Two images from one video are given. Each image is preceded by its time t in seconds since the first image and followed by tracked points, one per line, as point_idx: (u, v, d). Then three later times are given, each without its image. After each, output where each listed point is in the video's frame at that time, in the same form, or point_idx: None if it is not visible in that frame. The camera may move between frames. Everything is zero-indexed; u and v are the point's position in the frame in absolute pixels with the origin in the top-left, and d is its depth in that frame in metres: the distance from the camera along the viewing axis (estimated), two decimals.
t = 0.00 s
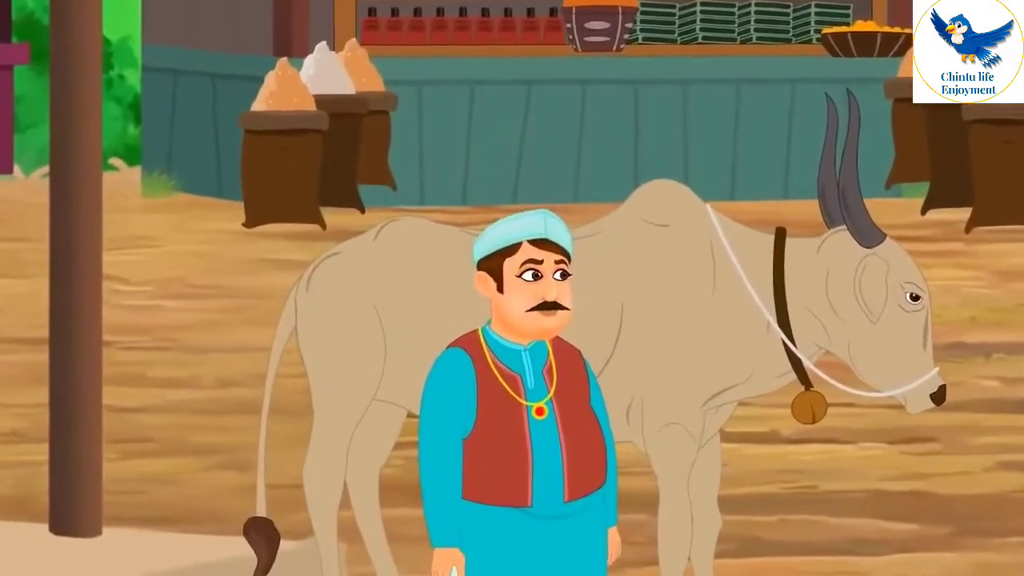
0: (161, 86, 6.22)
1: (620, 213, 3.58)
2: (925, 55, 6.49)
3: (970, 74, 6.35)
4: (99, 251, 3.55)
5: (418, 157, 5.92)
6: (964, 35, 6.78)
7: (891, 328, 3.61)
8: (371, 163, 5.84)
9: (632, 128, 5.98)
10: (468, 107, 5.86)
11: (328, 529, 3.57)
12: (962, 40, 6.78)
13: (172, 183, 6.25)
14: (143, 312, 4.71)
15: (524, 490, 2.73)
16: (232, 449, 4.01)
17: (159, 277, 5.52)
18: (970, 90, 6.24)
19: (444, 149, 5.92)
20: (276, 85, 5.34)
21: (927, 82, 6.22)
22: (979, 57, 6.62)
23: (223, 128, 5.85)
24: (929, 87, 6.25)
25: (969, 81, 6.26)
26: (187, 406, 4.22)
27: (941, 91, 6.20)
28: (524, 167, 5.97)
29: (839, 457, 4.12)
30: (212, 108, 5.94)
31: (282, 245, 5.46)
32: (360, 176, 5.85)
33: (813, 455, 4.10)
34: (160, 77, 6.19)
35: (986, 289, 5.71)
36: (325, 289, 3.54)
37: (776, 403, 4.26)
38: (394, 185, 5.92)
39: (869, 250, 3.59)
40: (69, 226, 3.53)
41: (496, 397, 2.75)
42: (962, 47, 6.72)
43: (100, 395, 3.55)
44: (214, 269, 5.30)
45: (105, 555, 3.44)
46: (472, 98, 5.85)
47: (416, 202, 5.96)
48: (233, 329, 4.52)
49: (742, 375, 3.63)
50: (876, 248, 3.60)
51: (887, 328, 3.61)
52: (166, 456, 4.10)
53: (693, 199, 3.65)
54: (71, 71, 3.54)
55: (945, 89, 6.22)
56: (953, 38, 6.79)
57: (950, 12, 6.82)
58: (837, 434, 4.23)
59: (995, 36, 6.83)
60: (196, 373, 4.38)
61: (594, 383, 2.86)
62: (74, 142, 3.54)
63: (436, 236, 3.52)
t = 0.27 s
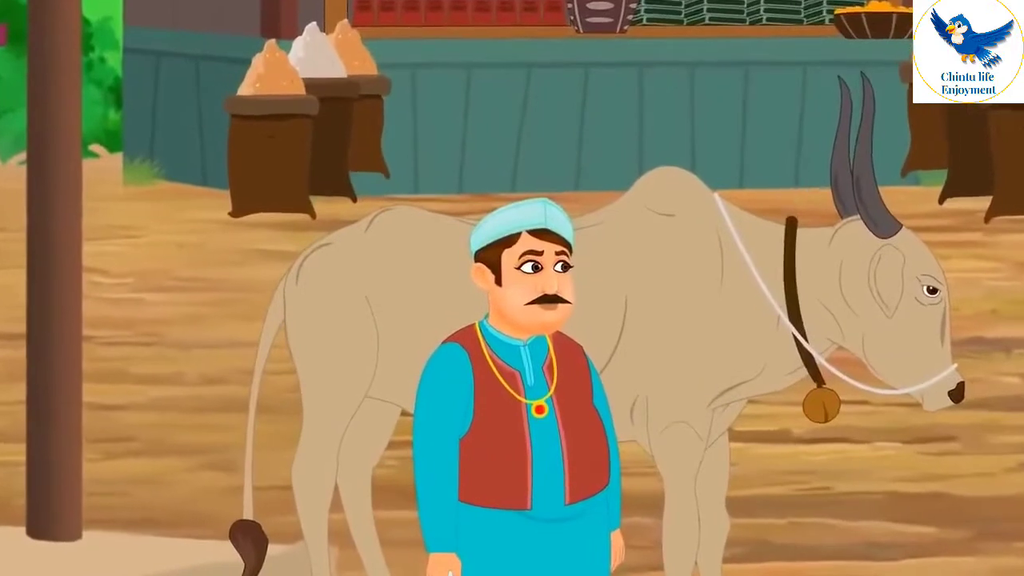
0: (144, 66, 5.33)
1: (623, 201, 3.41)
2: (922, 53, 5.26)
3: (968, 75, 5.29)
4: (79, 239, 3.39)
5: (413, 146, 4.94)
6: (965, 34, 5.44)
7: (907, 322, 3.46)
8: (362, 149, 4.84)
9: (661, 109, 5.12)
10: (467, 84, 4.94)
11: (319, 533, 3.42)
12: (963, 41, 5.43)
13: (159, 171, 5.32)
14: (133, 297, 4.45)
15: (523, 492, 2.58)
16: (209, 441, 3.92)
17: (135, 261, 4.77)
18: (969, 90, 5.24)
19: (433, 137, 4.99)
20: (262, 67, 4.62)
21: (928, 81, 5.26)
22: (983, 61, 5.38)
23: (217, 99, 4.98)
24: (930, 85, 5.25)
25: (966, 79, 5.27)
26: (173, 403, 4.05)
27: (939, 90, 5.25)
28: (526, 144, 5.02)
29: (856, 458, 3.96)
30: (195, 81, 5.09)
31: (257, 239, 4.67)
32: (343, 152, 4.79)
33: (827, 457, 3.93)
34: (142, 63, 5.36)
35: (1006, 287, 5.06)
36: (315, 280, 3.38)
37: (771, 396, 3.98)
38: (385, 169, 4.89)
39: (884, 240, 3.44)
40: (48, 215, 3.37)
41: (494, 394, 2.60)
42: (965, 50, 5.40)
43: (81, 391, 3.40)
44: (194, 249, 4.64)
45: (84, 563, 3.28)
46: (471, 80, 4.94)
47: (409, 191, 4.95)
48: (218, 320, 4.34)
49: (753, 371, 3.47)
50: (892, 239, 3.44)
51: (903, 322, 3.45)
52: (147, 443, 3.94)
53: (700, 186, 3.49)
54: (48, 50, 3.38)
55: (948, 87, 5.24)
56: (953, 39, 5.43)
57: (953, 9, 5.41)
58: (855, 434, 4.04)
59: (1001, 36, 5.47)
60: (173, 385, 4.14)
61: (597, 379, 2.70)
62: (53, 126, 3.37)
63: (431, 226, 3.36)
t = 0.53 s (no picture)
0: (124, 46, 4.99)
1: (626, 192, 3.29)
2: (923, 48, 5.18)
3: (972, 73, 5.22)
4: (61, 232, 3.27)
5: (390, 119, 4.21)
6: (967, 33, 5.35)
7: (922, 316, 3.32)
8: (356, 136, 4.62)
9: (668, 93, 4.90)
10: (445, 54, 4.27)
11: (311, 538, 3.30)
12: (963, 41, 5.35)
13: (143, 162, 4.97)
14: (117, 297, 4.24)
15: (522, 493, 2.46)
16: (199, 439, 3.70)
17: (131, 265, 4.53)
18: (974, 86, 5.16)
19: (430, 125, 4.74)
20: (250, 51, 4.36)
21: (928, 79, 5.11)
22: (985, 60, 5.31)
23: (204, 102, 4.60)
24: (932, 84, 5.12)
25: (968, 79, 5.19)
26: (159, 401, 3.90)
27: (942, 89, 5.10)
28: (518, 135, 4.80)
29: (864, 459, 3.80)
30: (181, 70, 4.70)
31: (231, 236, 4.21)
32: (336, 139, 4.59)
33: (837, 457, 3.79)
34: (128, 49, 4.94)
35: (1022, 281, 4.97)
36: (307, 274, 3.25)
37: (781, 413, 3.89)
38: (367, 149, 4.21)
39: (897, 233, 3.31)
40: (29, 207, 3.25)
41: (491, 392, 2.48)
42: (968, 49, 5.31)
43: (62, 390, 3.27)
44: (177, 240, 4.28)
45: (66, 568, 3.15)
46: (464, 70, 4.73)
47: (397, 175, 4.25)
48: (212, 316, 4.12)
49: (760, 368, 3.34)
50: (905, 231, 3.31)
51: (917, 317, 3.32)
52: (132, 446, 3.73)
53: (705, 176, 3.37)
54: (30, 38, 3.25)
55: (949, 87, 5.12)
56: (956, 38, 5.33)
57: (953, 9, 5.30)
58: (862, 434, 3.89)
59: (1002, 37, 5.39)
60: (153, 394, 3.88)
61: (599, 376, 2.58)
62: (33, 115, 3.25)
63: (427, 217, 3.24)
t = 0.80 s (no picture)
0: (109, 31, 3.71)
1: (629, 182, 3.16)
2: (920, 50, 4.02)
3: (969, 76, 4.05)
4: (37, 223, 3.13)
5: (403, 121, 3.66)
6: (966, 34, 4.06)
7: (938, 311, 3.18)
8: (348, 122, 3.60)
9: (725, 68, 3.80)
10: (465, 61, 3.67)
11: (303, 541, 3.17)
12: (964, 43, 4.06)
13: (128, 149, 3.74)
14: (97, 291, 3.51)
15: (522, 495, 2.31)
16: (187, 443, 3.30)
17: (105, 249, 3.59)
18: (970, 90, 4.04)
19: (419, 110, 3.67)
20: (239, 33, 3.35)
21: (926, 81, 4.00)
22: (984, 63, 4.06)
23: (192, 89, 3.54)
24: (929, 86, 4.01)
25: (966, 80, 4.04)
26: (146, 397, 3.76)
27: (938, 92, 4.00)
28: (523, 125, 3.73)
29: (872, 458, 3.48)
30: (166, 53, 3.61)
31: (229, 215, 3.51)
32: (326, 130, 3.55)
33: (847, 456, 3.47)
34: (106, 32, 3.73)
35: None
36: (297, 267, 3.12)
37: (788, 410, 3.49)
38: (374, 142, 3.64)
39: (913, 223, 3.17)
40: (6, 198, 3.11)
41: (488, 390, 2.34)
42: (965, 51, 4.05)
43: (40, 387, 3.12)
44: (169, 236, 3.56)
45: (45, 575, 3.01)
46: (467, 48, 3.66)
47: (401, 172, 3.70)
48: (202, 310, 3.46)
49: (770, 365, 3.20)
50: (920, 222, 3.17)
51: (934, 312, 3.18)
52: (118, 457, 3.33)
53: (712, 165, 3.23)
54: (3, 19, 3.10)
55: (948, 89, 4.01)
56: (953, 39, 4.05)
57: (952, 6, 4.02)
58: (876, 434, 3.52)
59: (1003, 37, 4.10)
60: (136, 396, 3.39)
61: (601, 373, 2.45)
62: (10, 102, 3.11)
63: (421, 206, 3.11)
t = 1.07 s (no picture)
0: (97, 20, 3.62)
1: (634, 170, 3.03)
2: (921, 48, 3.57)
3: (970, 74, 3.63)
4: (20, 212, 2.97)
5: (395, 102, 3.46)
6: (968, 33, 3.62)
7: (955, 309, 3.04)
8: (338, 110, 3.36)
9: (735, 64, 3.63)
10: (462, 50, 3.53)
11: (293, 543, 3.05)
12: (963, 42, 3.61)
13: (110, 139, 3.51)
14: (80, 286, 3.20)
15: (521, 496, 2.19)
16: (168, 444, 3.07)
17: (86, 239, 3.25)
18: (972, 91, 3.63)
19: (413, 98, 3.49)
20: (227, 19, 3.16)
21: (926, 80, 3.59)
22: (984, 62, 3.65)
23: (181, 80, 3.38)
24: (932, 86, 3.60)
25: (967, 81, 3.63)
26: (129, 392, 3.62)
27: (941, 92, 3.60)
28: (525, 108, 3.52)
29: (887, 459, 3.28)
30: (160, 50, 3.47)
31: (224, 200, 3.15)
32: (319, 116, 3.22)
33: (857, 457, 3.27)
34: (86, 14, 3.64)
35: None
36: (286, 259, 2.99)
37: (800, 412, 3.27)
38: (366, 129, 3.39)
39: (930, 216, 3.03)
40: None
41: (485, 387, 2.21)
42: (965, 51, 3.62)
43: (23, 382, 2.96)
44: (158, 228, 3.21)
45: None
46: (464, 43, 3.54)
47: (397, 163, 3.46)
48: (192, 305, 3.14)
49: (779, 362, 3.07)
50: (936, 216, 3.04)
51: (949, 309, 3.04)
52: (91, 461, 3.09)
53: (719, 153, 3.11)
54: None
55: (949, 89, 3.61)
56: (954, 37, 3.59)
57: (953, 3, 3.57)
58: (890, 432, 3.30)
59: (1003, 35, 3.67)
60: (121, 397, 3.11)
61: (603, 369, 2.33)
62: None
63: (416, 195, 2.99)
